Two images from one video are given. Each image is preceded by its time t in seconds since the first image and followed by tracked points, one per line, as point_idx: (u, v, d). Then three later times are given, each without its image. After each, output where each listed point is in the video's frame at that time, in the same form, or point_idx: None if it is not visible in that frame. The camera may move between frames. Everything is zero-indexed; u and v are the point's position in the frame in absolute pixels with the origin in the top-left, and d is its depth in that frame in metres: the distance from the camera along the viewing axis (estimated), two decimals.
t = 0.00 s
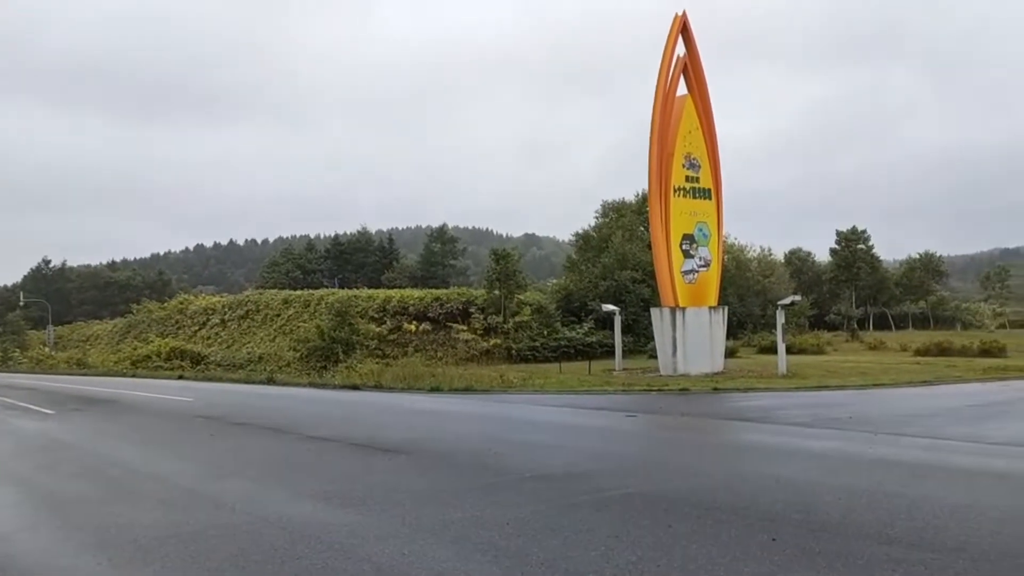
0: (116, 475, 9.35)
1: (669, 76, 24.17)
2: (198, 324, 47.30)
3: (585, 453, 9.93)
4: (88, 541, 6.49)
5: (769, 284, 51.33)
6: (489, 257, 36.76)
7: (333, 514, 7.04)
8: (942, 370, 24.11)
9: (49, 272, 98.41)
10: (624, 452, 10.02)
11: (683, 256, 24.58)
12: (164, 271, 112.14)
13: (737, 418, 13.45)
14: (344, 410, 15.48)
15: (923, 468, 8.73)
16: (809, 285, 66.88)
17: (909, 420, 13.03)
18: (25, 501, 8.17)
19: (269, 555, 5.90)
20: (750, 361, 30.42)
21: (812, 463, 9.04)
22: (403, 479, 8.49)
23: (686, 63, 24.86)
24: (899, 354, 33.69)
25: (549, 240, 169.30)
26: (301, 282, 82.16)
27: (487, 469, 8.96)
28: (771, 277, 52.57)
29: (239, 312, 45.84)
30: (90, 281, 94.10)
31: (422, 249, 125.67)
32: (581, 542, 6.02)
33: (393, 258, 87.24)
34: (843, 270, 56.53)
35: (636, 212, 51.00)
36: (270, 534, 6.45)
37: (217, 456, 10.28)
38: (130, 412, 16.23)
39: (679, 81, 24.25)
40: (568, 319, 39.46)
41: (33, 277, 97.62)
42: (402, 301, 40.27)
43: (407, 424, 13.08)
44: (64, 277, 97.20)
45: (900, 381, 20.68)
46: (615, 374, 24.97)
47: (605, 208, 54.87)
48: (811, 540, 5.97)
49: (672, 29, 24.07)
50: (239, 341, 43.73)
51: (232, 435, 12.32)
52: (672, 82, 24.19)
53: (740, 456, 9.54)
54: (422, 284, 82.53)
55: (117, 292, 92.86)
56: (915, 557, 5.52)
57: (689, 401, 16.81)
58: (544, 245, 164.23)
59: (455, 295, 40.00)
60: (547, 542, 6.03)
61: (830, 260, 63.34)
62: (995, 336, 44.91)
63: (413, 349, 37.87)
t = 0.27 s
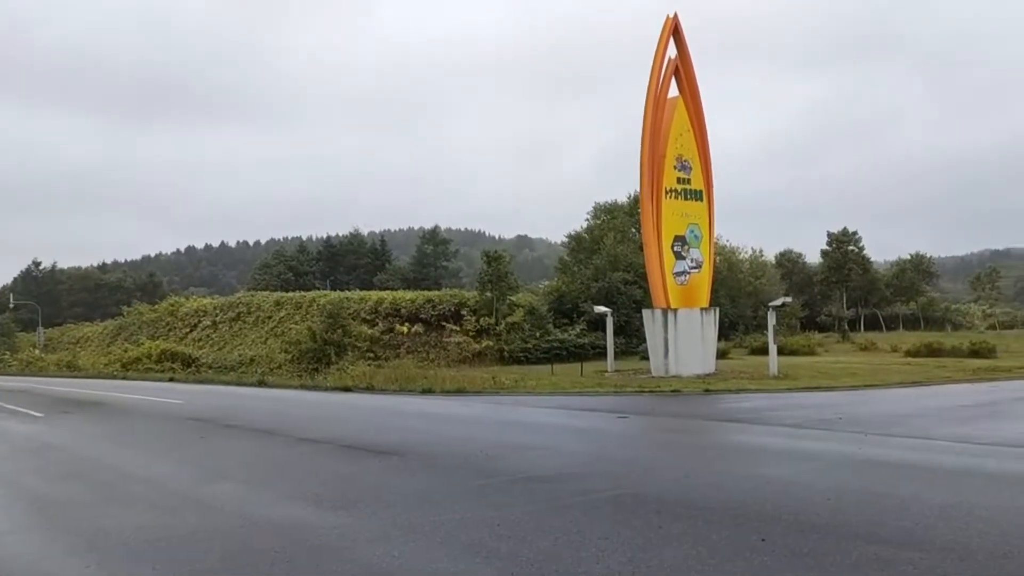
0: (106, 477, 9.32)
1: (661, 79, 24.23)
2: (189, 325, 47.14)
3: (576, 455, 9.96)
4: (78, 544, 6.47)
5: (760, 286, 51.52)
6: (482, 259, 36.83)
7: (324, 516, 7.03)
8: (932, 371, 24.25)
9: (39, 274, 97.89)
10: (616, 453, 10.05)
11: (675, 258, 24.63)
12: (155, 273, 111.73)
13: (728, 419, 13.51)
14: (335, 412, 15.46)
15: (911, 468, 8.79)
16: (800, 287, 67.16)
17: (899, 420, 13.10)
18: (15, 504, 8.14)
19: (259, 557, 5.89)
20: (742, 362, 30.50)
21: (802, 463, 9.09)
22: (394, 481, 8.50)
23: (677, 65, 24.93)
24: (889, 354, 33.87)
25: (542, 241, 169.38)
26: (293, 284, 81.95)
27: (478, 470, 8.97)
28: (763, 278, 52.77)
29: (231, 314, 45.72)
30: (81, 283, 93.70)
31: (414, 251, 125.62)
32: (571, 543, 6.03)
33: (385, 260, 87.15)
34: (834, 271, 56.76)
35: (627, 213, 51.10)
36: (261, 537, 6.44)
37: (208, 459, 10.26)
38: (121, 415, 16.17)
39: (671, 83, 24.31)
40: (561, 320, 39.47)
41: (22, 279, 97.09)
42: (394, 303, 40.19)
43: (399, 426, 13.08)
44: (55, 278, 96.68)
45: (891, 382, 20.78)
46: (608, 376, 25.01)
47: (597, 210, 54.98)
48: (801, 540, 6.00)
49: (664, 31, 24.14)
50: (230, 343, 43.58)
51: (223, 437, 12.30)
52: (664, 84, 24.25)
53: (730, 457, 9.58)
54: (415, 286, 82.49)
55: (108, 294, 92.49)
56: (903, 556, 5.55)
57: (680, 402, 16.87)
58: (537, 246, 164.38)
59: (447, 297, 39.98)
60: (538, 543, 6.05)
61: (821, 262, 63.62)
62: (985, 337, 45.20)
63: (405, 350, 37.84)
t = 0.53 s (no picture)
0: (92, 481, 9.26)
1: (650, 81, 24.28)
2: (178, 328, 46.93)
3: (564, 456, 9.97)
4: (64, 548, 6.43)
5: (750, 287, 51.71)
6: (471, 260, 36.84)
7: (312, 519, 7.02)
8: (919, 372, 24.38)
9: (27, 276, 97.24)
10: (604, 455, 10.08)
11: (665, 260, 24.68)
12: (144, 275, 111.18)
13: (717, 421, 13.55)
14: (324, 415, 15.40)
15: (898, 470, 8.83)
16: (789, 288, 67.42)
17: (887, 422, 13.17)
18: None
19: (246, 560, 5.87)
20: (732, 364, 30.58)
21: (789, 465, 9.13)
22: (383, 483, 8.48)
23: (667, 67, 24.98)
24: (877, 356, 34.04)
25: (533, 242, 169.43)
26: (283, 286, 81.67)
27: (467, 473, 8.95)
28: (752, 279, 52.95)
29: (220, 317, 45.51)
30: (69, 285, 93.18)
31: (404, 253, 125.48)
32: (559, 544, 6.04)
33: (376, 262, 87.08)
34: (823, 273, 57.01)
35: (617, 215, 51.21)
36: (248, 540, 6.42)
37: (195, 461, 10.20)
38: (108, 418, 16.08)
39: (660, 85, 24.37)
40: (550, 321, 39.45)
41: (10, 281, 96.41)
42: (384, 305, 40.08)
43: (388, 428, 13.06)
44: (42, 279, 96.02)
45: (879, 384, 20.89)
46: (597, 378, 25.04)
47: (586, 212, 55.05)
48: (787, 541, 6.03)
49: (653, 34, 24.20)
50: (219, 345, 43.41)
51: (211, 440, 12.26)
52: (653, 86, 24.31)
53: (718, 459, 9.61)
54: (405, 287, 82.36)
55: (96, 296, 92.02)
56: (889, 557, 5.58)
57: (669, 404, 16.93)
58: (527, 248, 164.46)
59: (437, 298, 39.90)
60: (525, 545, 6.05)
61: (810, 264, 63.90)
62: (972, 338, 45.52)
63: (395, 352, 37.77)
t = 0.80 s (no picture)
0: (79, 483, 9.20)
1: (639, 83, 24.36)
2: (165, 330, 46.69)
3: (553, 458, 9.99)
4: (50, 550, 6.39)
5: (738, 289, 51.90)
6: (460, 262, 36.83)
7: (300, 521, 7.00)
8: (906, 373, 24.54)
9: (12, 277, 96.50)
10: (593, 456, 10.10)
11: (653, 261, 24.75)
12: (131, 276, 110.59)
13: (705, 422, 13.61)
14: (312, 416, 15.37)
15: (884, 470, 8.89)
16: (777, 290, 67.71)
17: (873, 422, 13.26)
18: None
19: (234, 563, 5.85)
20: (720, 365, 30.69)
21: (777, 466, 9.18)
22: (371, 485, 8.47)
23: (655, 69, 25.06)
24: (865, 357, 34.24)
25: (522, 244, 169.56)
26: (271, 287, 81.37)
27: (455, 474, 8.95)
28: (741, 281, 53.13)
29: (208, 318, 45.33)
30: (55, 286, 92.62)
31: (393, 255, 125.33)
32: (548, 546, 6.05)
33: (365, 263, 86.97)
34: (811, 275, 57.31)
35: (606, 216, 51.32)
36: (236, 542, 6.40)
37: (182, 464, 10.14)
38: (95, 420, 15.99)
39: (649, 88, 24.45)
40: (539, 323, 39.35)
41: None
42: (372, 306, 39.96)
43: (378, 430, 13.05)
44: (28, 281, 95.31)
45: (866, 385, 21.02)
46: (586, 379, 25.08)
47: (575, 213, 55.13)
48: (774, 541, 6.07)
49: (642, 36, 24.28)
50: (207, 347, 43.22)
51: (199, 442, 12.20)
52: (642, 89, 24.39)
53: (707, 460, 9.64)
54: (394, 289, 82.28)
55: (83, 298, 91.48)
56: (875, 558, 5.62)
57: (658, 405, 16.99)
58: (517, 250, 164.55)
59: (426, 300, 39.80)
60: (514, 547, 6.06)
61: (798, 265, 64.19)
62: (958, 339, 45.85)
63: (384, 354, 37.71)
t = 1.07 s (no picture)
0: (61, 485, 9.13)
1: (625, 84, 24.43)
2: (149, 330, 46.37)
3: (539, 458, 9.99)
4: (32, 552, 6.34)
5: (723, 289, 52.14)
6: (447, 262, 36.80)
7: (286, 522, 6.97)
8: (889, 373, 24.72)
9: None
10: (579, 456, 10.11)
11: (640, 262, 24.82)
12: (114, 276, 109.81)
13: (690, 422, 13.66)
14: (298, 417, 15.31)
15: (867, 470, 8.94)
16: (762, 290, 68.08)
17: (856, 422, 13.33)
18: None
19: (218, 564, 5.82)
20: (706, 365, 30.83)
21: (762, 466, 9.22)
22: (358, 486, 8.45)
23: (641, 71, 25.14)
24: (849, 357, 34.47)
25: (509, 245, 169.54)
26: (257, 287, 80.98)
27: (441, 475, 8.94)
28: (726, 281, 53.37)
29: (192, 319, 45.07)
30: (38, 286, 91.84)
31: (380, 255, 125.03)
32: (534, 547, 6.06)
33: (351, 263, 86.81)
34: (796, 276, 57.64)
35: (592, 217, 51.43)
36: (221, 544, 6.36)
37: (166, 465, 10.07)
38: (77, 421, 15.87)
39: (635, 89, 24.53)
40: (525, 323, 39.27)
41: None
42: (359, 307, 39.85)
43: (364, 431, 13.01)
44: (10, 280, 94.40)
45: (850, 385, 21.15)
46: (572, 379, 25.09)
47: (561, 214, 55.21)
48: (758, 541, 6.10)
49: (629, 38, 24.35)
50: (191, 348, 42.98)
51: (183, 443, 12.12)
52: (628, 90, 24.46)
53: (692, 460, 9.68)
54: (380, 289, 82.13)
55: (66, 298, 90.78)
56: (859, 557, 5.66)
57: (643, 405, 17.05)
58: (503, 250, 164.63)
59: (412, 300, 39.68)
60: (500, 547, 6.06)
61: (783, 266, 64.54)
62: (941, 340, 46.26)
63: (370, 355, 37.63)
